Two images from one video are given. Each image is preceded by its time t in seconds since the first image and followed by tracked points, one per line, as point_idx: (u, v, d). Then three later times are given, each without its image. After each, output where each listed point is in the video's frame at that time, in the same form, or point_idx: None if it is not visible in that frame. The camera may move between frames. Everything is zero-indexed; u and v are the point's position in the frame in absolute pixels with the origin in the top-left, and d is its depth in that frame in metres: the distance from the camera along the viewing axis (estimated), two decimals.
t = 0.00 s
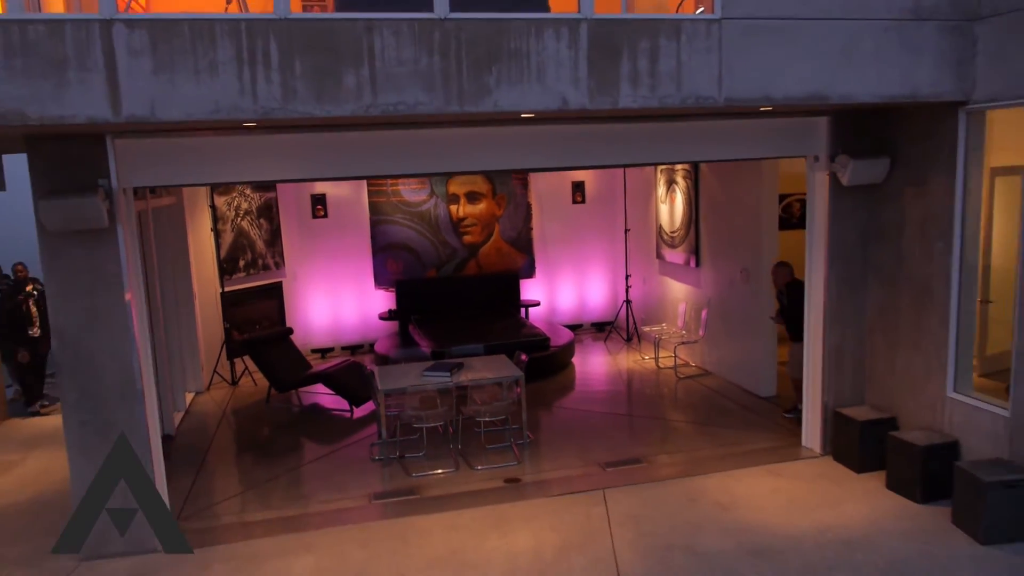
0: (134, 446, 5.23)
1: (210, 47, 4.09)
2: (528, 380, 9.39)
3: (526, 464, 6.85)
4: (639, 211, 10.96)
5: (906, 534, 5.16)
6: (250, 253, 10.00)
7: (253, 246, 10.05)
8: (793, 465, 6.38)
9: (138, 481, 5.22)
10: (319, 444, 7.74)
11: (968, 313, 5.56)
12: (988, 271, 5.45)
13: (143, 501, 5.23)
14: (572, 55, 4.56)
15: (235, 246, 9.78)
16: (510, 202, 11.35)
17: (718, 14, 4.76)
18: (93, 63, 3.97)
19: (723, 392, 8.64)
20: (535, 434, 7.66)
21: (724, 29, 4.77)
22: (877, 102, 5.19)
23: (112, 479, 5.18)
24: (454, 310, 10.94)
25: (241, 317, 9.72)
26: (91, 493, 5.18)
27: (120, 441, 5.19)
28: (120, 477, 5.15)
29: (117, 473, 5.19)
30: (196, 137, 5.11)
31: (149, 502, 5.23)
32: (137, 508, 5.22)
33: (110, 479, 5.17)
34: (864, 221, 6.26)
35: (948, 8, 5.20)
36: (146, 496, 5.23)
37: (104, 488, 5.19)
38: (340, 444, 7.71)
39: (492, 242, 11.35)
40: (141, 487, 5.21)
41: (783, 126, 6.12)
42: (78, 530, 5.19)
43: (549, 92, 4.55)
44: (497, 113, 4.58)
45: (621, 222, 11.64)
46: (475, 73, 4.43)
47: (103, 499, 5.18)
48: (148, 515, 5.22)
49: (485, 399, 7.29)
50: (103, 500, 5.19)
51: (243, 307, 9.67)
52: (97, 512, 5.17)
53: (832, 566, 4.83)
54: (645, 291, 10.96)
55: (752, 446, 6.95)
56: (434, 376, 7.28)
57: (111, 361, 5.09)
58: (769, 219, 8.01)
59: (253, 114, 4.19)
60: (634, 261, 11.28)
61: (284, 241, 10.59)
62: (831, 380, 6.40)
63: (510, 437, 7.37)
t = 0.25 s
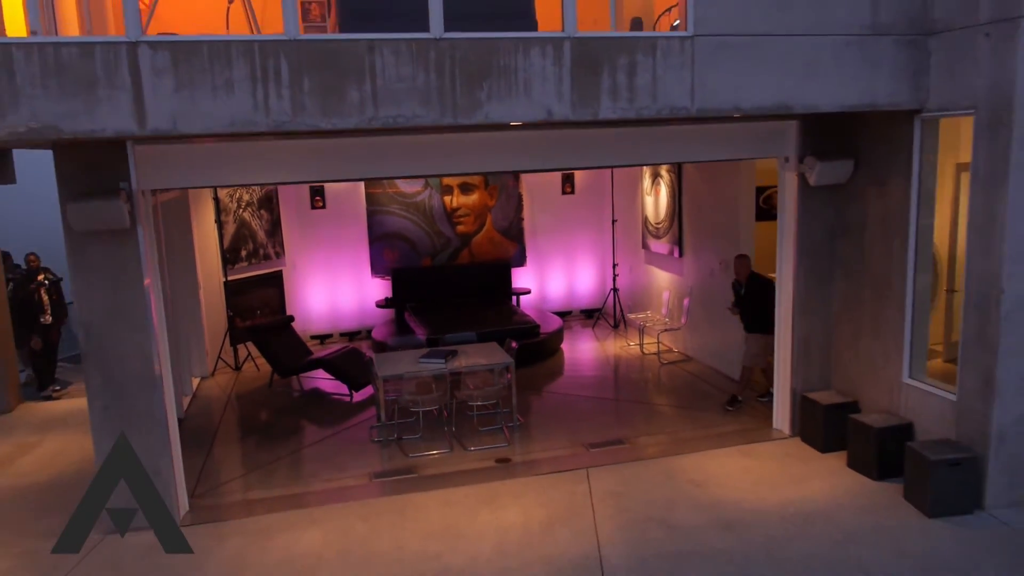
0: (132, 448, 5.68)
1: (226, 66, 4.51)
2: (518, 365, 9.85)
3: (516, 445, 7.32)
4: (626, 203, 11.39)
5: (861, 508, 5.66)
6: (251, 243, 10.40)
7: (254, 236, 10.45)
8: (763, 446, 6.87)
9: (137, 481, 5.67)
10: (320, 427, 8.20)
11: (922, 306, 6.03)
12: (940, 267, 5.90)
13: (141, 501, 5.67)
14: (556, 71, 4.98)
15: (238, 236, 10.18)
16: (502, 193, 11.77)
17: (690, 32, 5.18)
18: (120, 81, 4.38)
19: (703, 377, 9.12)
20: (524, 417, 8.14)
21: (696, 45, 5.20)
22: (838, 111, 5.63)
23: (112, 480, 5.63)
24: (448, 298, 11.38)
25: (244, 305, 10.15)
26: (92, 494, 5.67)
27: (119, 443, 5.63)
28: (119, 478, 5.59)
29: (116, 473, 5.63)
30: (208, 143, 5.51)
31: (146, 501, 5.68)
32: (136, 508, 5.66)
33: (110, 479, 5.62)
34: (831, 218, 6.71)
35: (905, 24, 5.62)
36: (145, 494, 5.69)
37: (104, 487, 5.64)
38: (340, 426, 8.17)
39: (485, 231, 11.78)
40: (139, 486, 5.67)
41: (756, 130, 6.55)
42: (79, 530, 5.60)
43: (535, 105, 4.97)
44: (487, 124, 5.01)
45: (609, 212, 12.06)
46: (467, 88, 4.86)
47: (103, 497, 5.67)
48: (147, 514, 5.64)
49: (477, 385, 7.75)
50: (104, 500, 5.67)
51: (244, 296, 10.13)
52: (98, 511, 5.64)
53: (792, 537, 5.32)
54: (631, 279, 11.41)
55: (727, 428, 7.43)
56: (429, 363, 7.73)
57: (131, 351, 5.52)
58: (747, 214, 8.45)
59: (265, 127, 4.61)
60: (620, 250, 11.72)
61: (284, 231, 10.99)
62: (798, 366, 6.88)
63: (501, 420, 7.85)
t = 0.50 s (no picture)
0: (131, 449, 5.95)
1: (238, 87, 4.93)
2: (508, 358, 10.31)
3: (506, 434, 7.78)
4: (613, 201, 11.84)
5: (824, 491, 6.14)
6: (252, 240, 10.83)
7: (255, 233, 10.88)
8: (737, 435, 7.34)
9: (136, 480, 5.97)
10: (320, 417, 8.64)
11: (881, 304, 6.51)
12: (898, 268, 6.36)
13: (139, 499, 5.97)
14: (541, 88, 5.42)
15: (239, 233, 10.62)
16: (494, 191, 12.21)
17: (665, 53, 5.63)
18: (142, 101, 4.80)
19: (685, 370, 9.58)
20: (514, 407, 8.59)
21: (670, 64, 5.65)
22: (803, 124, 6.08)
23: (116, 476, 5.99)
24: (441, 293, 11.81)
25: (246, 299, 10.59)
26: (94, 493, 6.05)
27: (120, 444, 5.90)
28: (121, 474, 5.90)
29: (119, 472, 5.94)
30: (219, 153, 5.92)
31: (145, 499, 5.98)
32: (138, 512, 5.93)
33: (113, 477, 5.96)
34: (800, 221, 7.17)
35: (864, 43, 6.07)
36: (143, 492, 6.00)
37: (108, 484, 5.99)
38: (339, 416, 8.62)
39: (477, 228, 12.23)
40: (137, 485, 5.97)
41: (730, 139, 6.98)
42: (78, 530, 5.85)
43: (521, 121, 5.42)
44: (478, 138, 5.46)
45: (597, 210, 12.49)
46: (459, 105, 5.29)
47: (105, 495, 6.03)
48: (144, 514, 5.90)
49: (469, 377, 8.21)
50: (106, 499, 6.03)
51: (245, 292, 10.50)
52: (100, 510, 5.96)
53: (759, 516, 5.80)
54: (618, 275, 11.84)
55: (704, 418, 7.90)
56: (423, 356, 8.18)
57: (148, 346, 5.96)
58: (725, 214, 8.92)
59: (273, 142, 5.04)
60: (608, 247, 12.16)
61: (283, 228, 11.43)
62: (770, 360, 7.35)
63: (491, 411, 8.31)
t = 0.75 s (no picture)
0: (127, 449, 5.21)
1: (247, 111, 5.38)
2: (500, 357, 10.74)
3: (497, 430, 8.22)
4: (602, 204, 12.28)
5: (791, 482, 6.60)
6: (253, 243, 11.25)
7: (256, 237, 11.30)
8: (714, 430, 7.80)
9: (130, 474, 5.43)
10: (321, 414, 9.07)
11: (846, 308, 6.97)
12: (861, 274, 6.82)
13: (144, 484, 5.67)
14: (527, 110, 5.86)
15: (241, 237, 11.05)
16: (487, 195, 12.64)
17: (642, 77, 6.07)
18: (160, 124, 5.27)
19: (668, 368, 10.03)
20: (505, 404, 9.03)
21: (647, 87, 6.10)
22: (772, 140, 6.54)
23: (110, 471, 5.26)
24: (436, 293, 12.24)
25: (247, 301, 11.01)
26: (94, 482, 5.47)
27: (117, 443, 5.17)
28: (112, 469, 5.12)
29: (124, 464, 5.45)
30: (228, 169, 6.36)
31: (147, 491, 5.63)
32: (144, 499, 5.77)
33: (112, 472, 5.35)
34: (773, 229, 7.62)
35: (829, 65, 6.52)
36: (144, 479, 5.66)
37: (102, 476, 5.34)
38: (339, 413, 9.05)
39: (470, 231, 12.67)
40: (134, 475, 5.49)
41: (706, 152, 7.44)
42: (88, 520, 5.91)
43: (509, 140, 5.86)
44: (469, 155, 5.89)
45: (586, 213, 12.92)
46: (451, 125, 5.73)
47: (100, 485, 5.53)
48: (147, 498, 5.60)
49: (462, 376, 8.65)
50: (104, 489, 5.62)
51: (248, 293, 11.05)
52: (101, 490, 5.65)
53: (729, 506, 6.27)
54: (607, 276, 12.29)
55: (684, 414, 8.36)
56: (419, 356, 8.62)
57: (162, 348, 6.40)
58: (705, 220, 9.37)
59: (279, 161, 5.49)
60: (596, 249, 12.60)
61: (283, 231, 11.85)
62: (745, 360, 7.80)
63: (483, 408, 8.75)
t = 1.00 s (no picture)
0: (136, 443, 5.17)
1: (254, 134, 5.84)
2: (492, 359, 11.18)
3: (488, 429, 8.65)
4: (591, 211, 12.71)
5: (763, 478, 7.05)
6: (255, 250, 11.65)
7: (257, 243, 11.71)
8: (693, 429, 8.25)
9: (136, 482, 5.18)
10: (320, 414, 9.49)
11: (815, 314, 7.42)
12: (828, 282, 7.27)
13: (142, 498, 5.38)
14: (514, 132, 6.32)
15: (243, 244, 11.47)
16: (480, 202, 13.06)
17: (621, 100, 6.51)
18: (174, 147, 5.72)
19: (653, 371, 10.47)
20: (496, 405, 9.46)
21: (626, 109, 6.54)
22: (744, 157, 6.99)
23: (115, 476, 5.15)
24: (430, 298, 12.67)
25: (248, 305, 11.43)
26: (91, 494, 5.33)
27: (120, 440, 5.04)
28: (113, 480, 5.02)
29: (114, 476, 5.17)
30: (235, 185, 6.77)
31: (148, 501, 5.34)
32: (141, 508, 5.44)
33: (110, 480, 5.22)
34: (748, 240, 8.07)
35: (798, 87, 6.96)
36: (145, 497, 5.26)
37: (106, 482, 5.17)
38: (337, 414, 9.47)
39: (463, 236, 13.10)
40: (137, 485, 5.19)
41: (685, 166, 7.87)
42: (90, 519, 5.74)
43: (497, 159, 6.31)
44: (459, 174, 6.34)
45: (576, 219, 13.36)
46: (443, 147, 6.19)
47: (104, 492, 5.41)
48: (146, 510, 5.42)
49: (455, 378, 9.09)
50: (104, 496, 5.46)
51: (250, 298, 11.45)
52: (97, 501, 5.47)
53: (704, 499, 6.71)
54: (596, 280, 12.73)
55: (666, 414, 8.81)
56: (413, 359, 9.05)
57: (172, 353, 6.82)
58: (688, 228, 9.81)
59: (283, 180, 5.94)
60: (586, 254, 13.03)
61: (283, 238, 12.27)
62: (723, 363, 8.25)
63: (474, 409, 9.18)
